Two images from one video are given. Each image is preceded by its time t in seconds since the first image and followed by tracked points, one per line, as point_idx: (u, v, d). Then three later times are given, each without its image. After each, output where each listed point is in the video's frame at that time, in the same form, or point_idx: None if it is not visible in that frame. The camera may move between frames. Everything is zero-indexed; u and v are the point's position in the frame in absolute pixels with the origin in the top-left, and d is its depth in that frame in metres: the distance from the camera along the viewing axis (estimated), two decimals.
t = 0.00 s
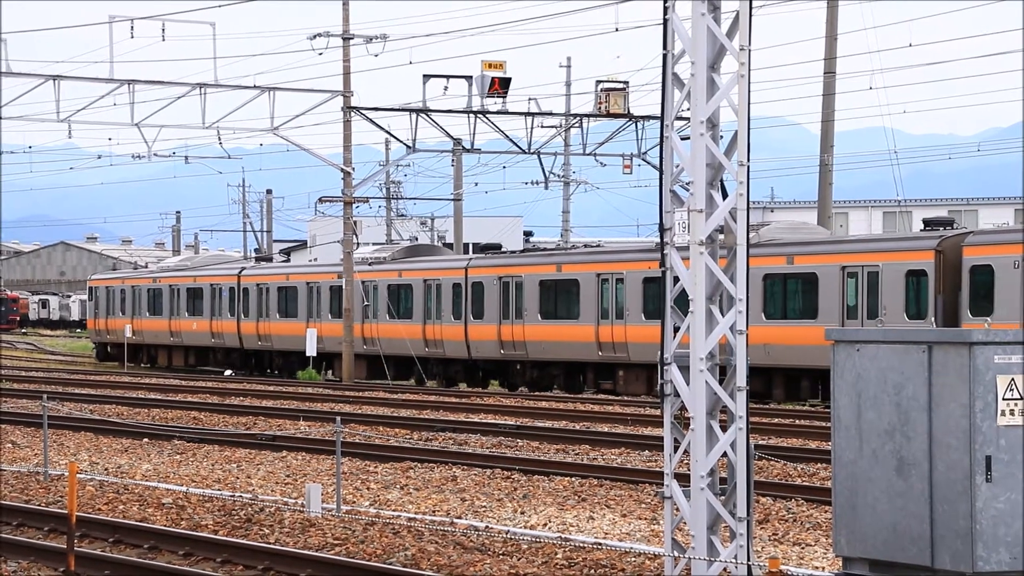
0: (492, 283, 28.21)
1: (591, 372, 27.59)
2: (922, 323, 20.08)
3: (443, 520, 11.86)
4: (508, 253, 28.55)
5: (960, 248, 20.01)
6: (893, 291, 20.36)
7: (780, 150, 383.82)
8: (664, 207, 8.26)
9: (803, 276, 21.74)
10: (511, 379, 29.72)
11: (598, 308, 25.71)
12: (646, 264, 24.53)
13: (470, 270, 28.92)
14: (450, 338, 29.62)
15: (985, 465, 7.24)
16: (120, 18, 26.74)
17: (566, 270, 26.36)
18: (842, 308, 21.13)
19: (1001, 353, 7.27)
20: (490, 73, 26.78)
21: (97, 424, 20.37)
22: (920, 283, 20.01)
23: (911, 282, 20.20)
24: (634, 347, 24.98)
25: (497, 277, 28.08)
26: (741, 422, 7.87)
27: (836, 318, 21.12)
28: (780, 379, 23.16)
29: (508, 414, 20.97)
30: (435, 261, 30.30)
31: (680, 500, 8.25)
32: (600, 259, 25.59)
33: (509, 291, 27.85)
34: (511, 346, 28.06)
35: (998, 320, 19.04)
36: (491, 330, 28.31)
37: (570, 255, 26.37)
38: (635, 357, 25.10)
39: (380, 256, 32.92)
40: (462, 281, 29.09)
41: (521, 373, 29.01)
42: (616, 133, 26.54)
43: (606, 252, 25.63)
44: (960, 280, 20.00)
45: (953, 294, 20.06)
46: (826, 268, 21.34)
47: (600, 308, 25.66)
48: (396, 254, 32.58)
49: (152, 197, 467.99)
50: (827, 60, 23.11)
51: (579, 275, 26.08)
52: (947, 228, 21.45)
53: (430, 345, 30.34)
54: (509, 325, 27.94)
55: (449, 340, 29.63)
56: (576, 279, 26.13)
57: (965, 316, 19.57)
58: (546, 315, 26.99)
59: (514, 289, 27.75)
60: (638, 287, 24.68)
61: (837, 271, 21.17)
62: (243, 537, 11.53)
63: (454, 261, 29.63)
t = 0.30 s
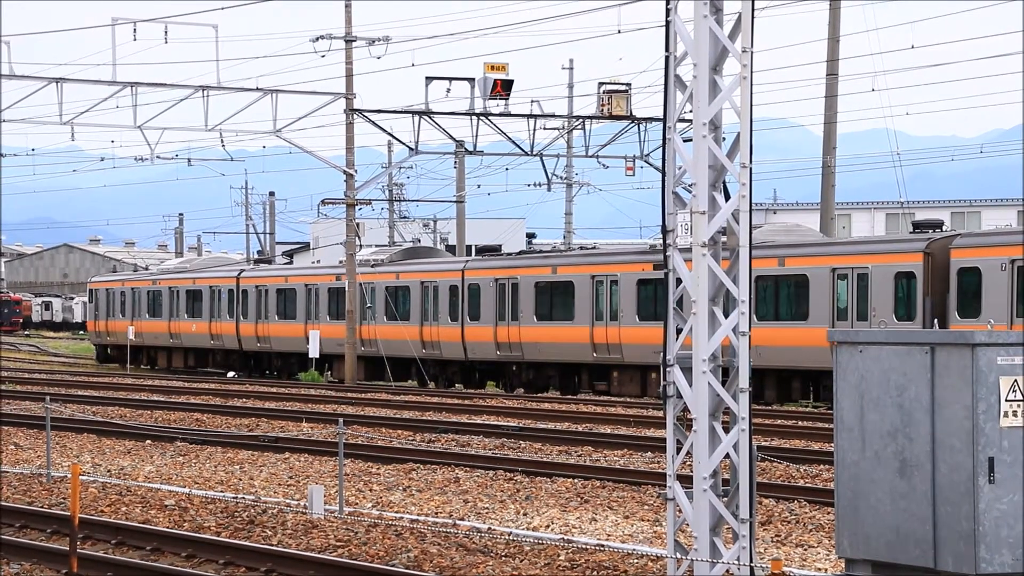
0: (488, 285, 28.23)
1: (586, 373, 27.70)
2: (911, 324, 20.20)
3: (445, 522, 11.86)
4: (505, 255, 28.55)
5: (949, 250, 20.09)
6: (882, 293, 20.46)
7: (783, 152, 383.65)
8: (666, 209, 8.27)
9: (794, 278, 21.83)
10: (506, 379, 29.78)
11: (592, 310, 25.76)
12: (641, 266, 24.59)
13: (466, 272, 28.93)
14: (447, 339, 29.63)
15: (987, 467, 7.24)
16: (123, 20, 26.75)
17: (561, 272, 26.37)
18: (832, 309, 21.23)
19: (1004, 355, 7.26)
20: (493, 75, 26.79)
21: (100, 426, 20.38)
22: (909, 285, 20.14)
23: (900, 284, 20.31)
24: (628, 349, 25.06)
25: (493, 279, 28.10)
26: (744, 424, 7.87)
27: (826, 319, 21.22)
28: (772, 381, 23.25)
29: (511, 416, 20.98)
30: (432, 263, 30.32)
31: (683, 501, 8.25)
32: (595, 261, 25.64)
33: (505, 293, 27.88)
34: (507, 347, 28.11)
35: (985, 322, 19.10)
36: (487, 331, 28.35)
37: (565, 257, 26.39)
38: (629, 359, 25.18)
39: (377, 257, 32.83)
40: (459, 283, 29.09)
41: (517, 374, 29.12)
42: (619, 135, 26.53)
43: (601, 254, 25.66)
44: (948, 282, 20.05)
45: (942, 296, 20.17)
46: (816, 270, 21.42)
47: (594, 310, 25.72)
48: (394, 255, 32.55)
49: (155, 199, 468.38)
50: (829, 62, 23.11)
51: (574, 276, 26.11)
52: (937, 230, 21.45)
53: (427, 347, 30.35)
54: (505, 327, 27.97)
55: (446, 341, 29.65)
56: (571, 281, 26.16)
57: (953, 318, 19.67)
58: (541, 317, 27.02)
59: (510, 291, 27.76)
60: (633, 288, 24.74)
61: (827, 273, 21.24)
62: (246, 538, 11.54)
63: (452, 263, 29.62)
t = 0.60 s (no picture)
0: (482, 290, 28.25)
1: (579, 377, 27.59)
2: (897, 330, 20.23)
3: (447, 527, 11.85)
4: (501, 260, 28.52)
5: (935, 257, 20.21)
6: (869, 298, 20.49)
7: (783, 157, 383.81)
8: (667, 214, 8.27)
9: (784, 283, 21.90)
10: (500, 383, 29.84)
11: (585, 315, 25.81)
12: (633, 271, 24.68)
13: (461, 278, 28.90)
14: (442, 344, 29.64)
15: (990, 472, 7.23)
16: (124, 25, 26.78)
17: (555, 277, 26.40)
18: (821, 315, 21.28)
19: (1006, 360, 7.24)
20: (494, 80, 26.82)
21: (101, 431, 20.39)
22: (895, 291, 20.14)
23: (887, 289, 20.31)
24: (620, 355, 25.16)
25: (487, 284, 28.11)
26: (745, 429, 7.87)
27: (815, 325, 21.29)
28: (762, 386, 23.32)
29: (512, 421, 20.97)
30: (428, 269, 30.31)
31: (684, 506, 8.24)
32: (588, 266, 25.70)
33: (499, 298, 27.89)
34: (501, 352, 28.13)
35: (971, 327, 19.21)
36: (482, 337, 28.37)
37: (558, 262, 26.42)
38: (621, 363, 25.27)
39: (373, 262, 32.73)
40: (454, 289, 29.07)
41: (511, 379, 29.18)
42: (620, 140, 26.54)
43: (596, 259, 25.68)
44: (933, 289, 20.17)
45: (928, 303, 20.24)
46: (805, 276, 21.48)
47: (587, 315, 25.77)
48: (389, 261, 32.50)
49: (156, 204, 468.64)
50: (830, 67, 23.13)
51: (567, 282, 26.15)
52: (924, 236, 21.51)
53: (422, 352, 30.35)
54: (499, 332, 28.00)
55: (441, 346, 29.65)
56: (564, 287, 26.20)
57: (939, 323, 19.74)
58: (535, 322, 27.04)
59: (504, 296, 27.77)
60: (625, 294, 24.82)
61: (816, 279, 21.30)
62: (247, 544, 11.54)
63: (447, 269, 29.60)
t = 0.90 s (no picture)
0: (484, 292, 28.29)
1: (579, 378, 27.66)
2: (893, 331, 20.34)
3: (455, 528, 11.86)
4: (503, 262, 28.55)
5: (930, 258, 20.25)
6: (865, 299, 20.64)
7: (792, 158, 383.19)
8: (675, 215, 8.26)
9: (781, 284, 22.08)
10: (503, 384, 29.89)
11: (585, 316, 25.93)
12: (633, 273, 24.80)
13: (464, 279, 28.90)
14: (445, 345, 29.67)
15: (999, 473, 7.22)
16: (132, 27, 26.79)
17: (556, 279, 26.48)
18: (817, 316, 21.47)
19: (1015, 361, 7.23)
20: (501, 81, 26.82)
21: (110, 432, 20.43)
22: (890, 292, 20.28)
23: (882, 290, 20.46)
24: (620, 356, 25.31)
25: (489, 286, 28.15)
26: (753, 430, 7.87)
27: (812, 326, 21.48)
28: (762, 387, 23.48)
29: (520, 422, 20.99)
30: (431, 270, 30.35)
31: (692, 507, 8.24)
32: (588, 267, 25.82)
33: (501, 300, 27.93)
34: (503, 354, 28.16)
35: (966, 328, 19.29)
36: (483, 338, 28.42)
37: (559, 263, 26.49)
38: (621, 364, 25.38)
39: (376, 264, 32.76)
40: (457, 291, 29.05)
41: (513, 380, 29.21)
42: (627, 141, 26.52)
43: (595, 261, 25.80)
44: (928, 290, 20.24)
45: (923, 304, 20.33)
46: (802, 277, 21.67)
47: (587, 316, 25.90)
48: (391, 263, 32.49)
49: (164, 206, 469.33)
50: (838, 67, 23.09)
51: (568, 284, 26.24)
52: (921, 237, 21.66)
53: (425, 353, 30.39)
54: (500, 334, 28.03)
55: (444, 347, 29.68)
56: (564, 288, 26.28)
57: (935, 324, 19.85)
58: (536, 323, 27.10)
59: (506, 298, 27.82)
60: (624, 295, 24.93)
61: (812, 280, 21.50)
62: (256, 545, 11.56)
63: (449, 270, 29.63)
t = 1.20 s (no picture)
0: (483, 291, 28.42)
1: (577, 376, 27.74)
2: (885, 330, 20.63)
3: (459, 527, 11.86)
4: (502, 261, 28.73)
5: (922, 258, 20.56)
6: (857, 298, 20.93)
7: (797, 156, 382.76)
8: (680, 214, 8.26)
9: (776, 283, 22.34)
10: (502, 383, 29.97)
11: (582, 315, 26.16)
12: (629, 272, 25.09)
13: (463, 278, 29.02)
14: (444, 344, 29.75)
15: (1004, 472, 7.21)
16: (137, 26, 26.84)
17: (554, 278, 26.70)
18: (811, 314, 21.75)
19: (1019, 360, 7.18)
20: (507, 80, 26.83)
21: (115, 431, 20.46)
22: (882, 291, 20.57)
23: (874, 289, 20.75)
24: (617, 354, 25.53)
25: (488, 285, 28.29)
26: (758, 429, 7.85)
27: (805, 324, 21.76)
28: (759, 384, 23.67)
29: (524, 421, 20.97)
30: (430, 269, 30.42)
31: (697, 506, 8.23)
32: (586, 266, 26.06)
33: (500, 298, 28.08)
34: (501, 352, 28.34)
35: (956, 327, 19.54)
36: (483, 336, 28.58)
37: (558, 263, 26.75)
38: (618, 362, 25.64)
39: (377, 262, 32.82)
40: (456, 289, 29.17)
41: (513, 378, 29.41)
42: (632, 140, 26.52)
43: (593, 260, 26.05)
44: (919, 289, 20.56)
45: (915, 303, 20.60)
46: (796, 276, 21.93)
47: (585, 315, 26.13)
48: (392, 261, 32.57)
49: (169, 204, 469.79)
50: (843, 66, 23.06)
51: (565, 283, 26.47)
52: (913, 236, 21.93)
53: (424, 351, 30.43)
54: (499, 332, 28.21)
55: (443, 346, 29.77)
56: (562, 287, 26.51)
57: (927, 323, 20.10)
58: (534, 322, 27.30)
59: (505, 296, 27.96)
60: (620, 294, 25.23)
61: (805, 279, 21.77)
62: (260, 543, 11.57)
63: (448, 269, 29.71)
